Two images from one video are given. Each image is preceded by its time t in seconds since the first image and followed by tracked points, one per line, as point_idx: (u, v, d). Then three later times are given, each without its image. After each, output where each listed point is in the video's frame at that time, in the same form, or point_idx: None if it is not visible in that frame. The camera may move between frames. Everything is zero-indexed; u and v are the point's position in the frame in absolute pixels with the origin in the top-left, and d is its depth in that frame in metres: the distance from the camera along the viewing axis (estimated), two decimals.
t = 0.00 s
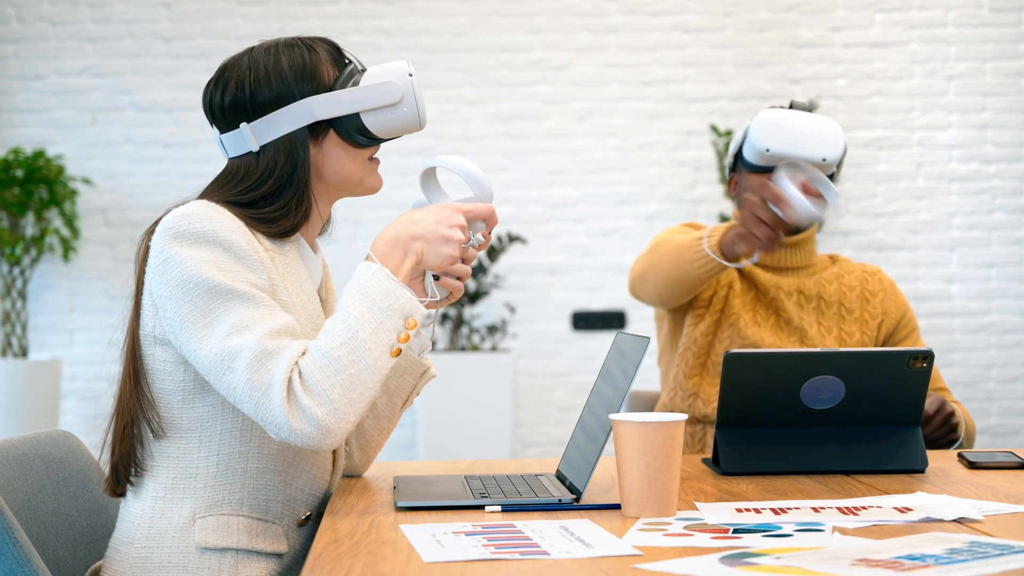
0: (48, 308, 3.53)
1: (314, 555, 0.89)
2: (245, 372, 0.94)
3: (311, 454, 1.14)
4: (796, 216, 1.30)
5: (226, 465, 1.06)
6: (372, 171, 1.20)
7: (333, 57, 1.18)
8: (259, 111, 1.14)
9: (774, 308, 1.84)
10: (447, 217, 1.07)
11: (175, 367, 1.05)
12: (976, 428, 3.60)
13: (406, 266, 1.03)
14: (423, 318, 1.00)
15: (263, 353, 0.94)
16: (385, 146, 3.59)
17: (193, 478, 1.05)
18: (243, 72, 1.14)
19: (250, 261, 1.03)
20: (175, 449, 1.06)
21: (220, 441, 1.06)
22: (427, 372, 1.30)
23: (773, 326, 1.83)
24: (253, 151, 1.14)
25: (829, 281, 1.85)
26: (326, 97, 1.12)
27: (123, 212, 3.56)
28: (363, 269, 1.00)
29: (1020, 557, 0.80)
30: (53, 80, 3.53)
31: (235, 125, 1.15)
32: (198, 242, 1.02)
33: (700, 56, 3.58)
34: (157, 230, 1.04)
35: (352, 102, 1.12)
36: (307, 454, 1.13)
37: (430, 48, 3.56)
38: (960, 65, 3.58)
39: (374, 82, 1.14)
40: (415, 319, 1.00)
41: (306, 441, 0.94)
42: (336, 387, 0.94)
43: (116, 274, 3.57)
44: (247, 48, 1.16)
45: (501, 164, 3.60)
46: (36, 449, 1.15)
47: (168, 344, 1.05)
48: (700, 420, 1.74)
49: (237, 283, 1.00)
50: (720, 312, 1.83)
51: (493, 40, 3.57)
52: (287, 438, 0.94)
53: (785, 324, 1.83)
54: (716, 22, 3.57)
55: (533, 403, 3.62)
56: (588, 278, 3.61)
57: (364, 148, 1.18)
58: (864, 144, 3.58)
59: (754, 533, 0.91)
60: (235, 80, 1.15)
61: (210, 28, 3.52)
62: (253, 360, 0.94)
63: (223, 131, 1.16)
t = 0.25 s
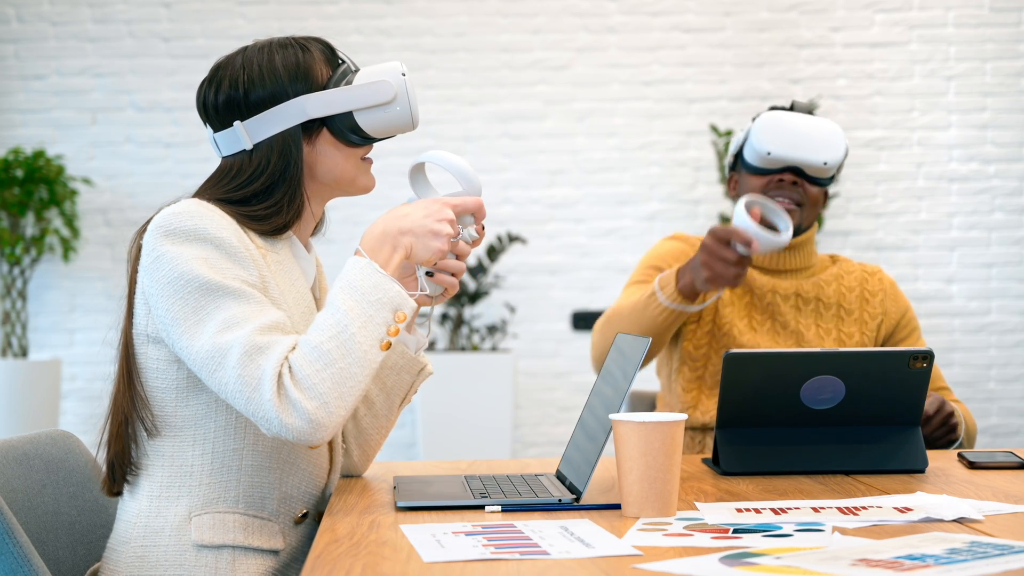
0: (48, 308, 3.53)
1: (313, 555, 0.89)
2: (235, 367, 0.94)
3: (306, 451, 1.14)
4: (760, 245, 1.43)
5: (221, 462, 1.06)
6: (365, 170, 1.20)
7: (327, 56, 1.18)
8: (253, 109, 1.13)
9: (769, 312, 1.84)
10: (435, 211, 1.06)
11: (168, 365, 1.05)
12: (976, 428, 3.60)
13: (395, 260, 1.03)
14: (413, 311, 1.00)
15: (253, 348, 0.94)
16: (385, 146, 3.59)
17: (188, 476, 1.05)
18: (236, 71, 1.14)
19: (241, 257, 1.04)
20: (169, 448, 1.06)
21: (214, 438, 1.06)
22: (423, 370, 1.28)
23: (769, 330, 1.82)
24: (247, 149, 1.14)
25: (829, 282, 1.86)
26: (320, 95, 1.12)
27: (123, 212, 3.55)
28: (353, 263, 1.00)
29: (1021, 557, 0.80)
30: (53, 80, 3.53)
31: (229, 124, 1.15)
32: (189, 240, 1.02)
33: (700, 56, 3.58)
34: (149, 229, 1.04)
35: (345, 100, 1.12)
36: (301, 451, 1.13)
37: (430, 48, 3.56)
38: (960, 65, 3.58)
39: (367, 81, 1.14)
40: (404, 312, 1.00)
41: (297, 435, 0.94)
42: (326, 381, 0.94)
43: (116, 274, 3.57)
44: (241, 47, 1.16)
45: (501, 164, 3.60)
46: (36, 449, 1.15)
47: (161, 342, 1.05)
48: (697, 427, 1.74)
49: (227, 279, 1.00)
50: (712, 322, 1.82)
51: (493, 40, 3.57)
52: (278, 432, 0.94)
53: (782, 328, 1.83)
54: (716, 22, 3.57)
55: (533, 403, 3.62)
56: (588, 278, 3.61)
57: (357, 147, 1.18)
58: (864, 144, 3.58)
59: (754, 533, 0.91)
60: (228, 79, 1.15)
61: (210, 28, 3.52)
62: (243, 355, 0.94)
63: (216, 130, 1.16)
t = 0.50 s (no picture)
0: (48, 308, 3.54)
1: (313, 555, 0.89)
2: (223, 363, 0.94)
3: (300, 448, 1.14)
4: (774, 298, 1.43)
5: (214, 460, 1.06)
6: (357, 170, 1.20)
7: (318, 56, 1.18)
8: (244, 108, 1.14)
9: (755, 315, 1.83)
10: (424, 209, 1.08)
11: (159, 364, 1.05)
12: (976, 428, 3.60)
13: (382, 257, 1.05)
14: (400, 307, 1.01)
15: (241, 345, 0.95)
16: (385, 145, 3.59)
17: (182, 474, 1.05)
18: (227, 71, 1.14)
19: (230, 255, 1.04)
20: (163, 447, 1.06)
21: (206, 436, 1.06)
22: (420, 367, 1.29)
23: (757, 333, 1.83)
24: (239, 147, 1.14)
25: (816, 280, 1.89)
26: (311, 94, 1.13)
27: (123, 212, 3.55)
28: (340, 260, 1.01)
29: (1020, 556, 0.80)
30: (53, 80, 3.53)
31: (221, 123, 1.15)
32: (178, 238, 1.02)
33: (700, 56, 3.58)
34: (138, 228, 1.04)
35: (337, 99, 1.13)
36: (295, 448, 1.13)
37: (431, 48, 3.56)
38: (960, 65, 3.58)
39: (358, 80, 1.15)
40: (391, 308, 1.00)
41: (285, 430, 0.95)
42: (312, 376, 0.94)
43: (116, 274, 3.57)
44: (232, 47, 1.16)
45: (501, 164, 3.60)
46: (36, 449, 1.15)
47: (152, 340, 1.05)
48: (694, 432, 1.76)
49: (215, 277, 1.00)
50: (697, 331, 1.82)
51: (493, 40, 3.57)
52: (265, 429, 0.95)
53: (769, 331, 1.83)
54: (716, 22, 3.57)
55: (533, 403, 3.62)
56: (588, 278, 3.61)
57: (348, 146, 1.18)
58: (864, 144, 3.58)
59: (754, 533, 0.91)
60: (220, 78, 1.15)
61: (210, 28, 3.53)
62: (230, 352, 0.94)
63: (208, 129, 1.16)
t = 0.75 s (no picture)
0: (48, 308, 3.53)
1: (313, 556, 0.89)
2: (213, 362, 0.94)
3: (297, 447, 1.14)
4: (768, 304, 1.51)
5: (209, 459, 1.06)
6: (350, 169, 1.20)
7: (311, 56, 1.18)
8: (237, 108, 1.14)
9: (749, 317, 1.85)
10: (414, 209, 1.09)
11: (153, 363, 1.05)
12: (976, 428, 3.60)
13: (373, 256, 1.04)
14: (390, 306, 1.00)
15: (230, 344, 0.95)
16: (385, 145, 3.59)
17: (178, 473, 1.05)
18: (221, 71, 1.15)
19: (222, 254, 1.04)
20: (158, 446, 1.06)
21: (201, 436, 1.06)
22: (417, 365, 1.30)
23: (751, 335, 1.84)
24: (232, 147, 1.14)
25: (808, 277, 1.91)
26: (304, 93, 1.13)
27: (123, 212, 3.55)
28: (329, 259, 1.01)
29: (1020, 556, 0.80)
30: (53, 80, 3.53)
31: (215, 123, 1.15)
32: (169, 237, 1.02)
33: (700, 56, 3.58)
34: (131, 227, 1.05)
35: (329, 98, 1.13)
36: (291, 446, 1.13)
37: (430, 48, 3.56)
38: (960, 65, 3.57)
39: (351, 80, 1.15)
40: (381, 307, 1.00)
41: (274, 428, 0.94)
42: (301, 375, 0.94)
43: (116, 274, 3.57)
44: (226, 47, 1.17)
45: (501, 164, 3.60)
46: (36, 449, 1.15)
47: (146, 340, 1.05)
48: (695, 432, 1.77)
49: (207, 276, 1.00)
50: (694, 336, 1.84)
51: (493, 40, 3.57)
52: (254, 427, 0.94)
53: (763, 332, 1.85)
54: (716, 22, 3.57)
55: (533, 403, 3.62)
56: (588, 278, 3.61)
57: (341, 146, 1.18)
58: (864, 144, 3.58)
59: (754, 533, 0.91)
60: (214, 78, 1.15)
61: (210, 28, 3.52)
62: (220, 350, 0.94)
63: (202, 129, 1.16)
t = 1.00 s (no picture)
0: (48, 308, 3.54)
1: (313, 555, 0.89)
2: (200, 367, 0.93)
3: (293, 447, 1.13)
4: (743, 307, 1.56)
5: (206, 459, 1.06)
6: (346, 171, 1.20)
7: (310, 57, 1.19)
8: (236, 105, 1.14)
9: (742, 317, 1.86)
10: (398, 210, 1.08)
11: (149, 362, 1.05)
12: (976, 428, 3.60)
13: (356, 258, 1.05)
14: (373, 307, 1.01)
15: (217, 346, 0.94)
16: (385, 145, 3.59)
17: (174, 473, 1.05)
18: (220, 69, 1.15)
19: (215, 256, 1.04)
20: (154, 446, 1.06)
21: (197, 436, 1.06)
22: (416, 365, 1.30)
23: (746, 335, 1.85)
24: (229, 144, 1.14)
25: (801, 274, 1.91)
26: (303, 93, 1.13)
27: (123, 212, 3.55)
28: (314, 261, 1.00)
29: (1020, 556, 0.80)
30: (53, 80, 3.53)
31: (213, 120, 1.15)
32: (162, 238, 1.02)
33: (700, 55, 3.58)
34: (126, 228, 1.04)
35: (328, 99, 1.13)
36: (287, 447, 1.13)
37: (430, 48, 3.56)
38: (960, 65, 3.58)
39: (351, 81, 1.15)
40: (364, 309, 1.00)
41: (260, 432, 0.94)
42: (285, 378, 0.94)
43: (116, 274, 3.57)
44: (226, 46, 1.17)
45: (501, 164, 3.60)
46: (36, 449, 1.15)
47: (141, 340, 1.05)
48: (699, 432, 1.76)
49: (196, 278, 1.00)
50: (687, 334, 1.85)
51: (493, 40, 3.57)
52: (239, 431, 0.94)
53: (757, 332, 1.85)
54: (716, 22, 3.57)
55: (533, 403, 3.62)
56: (588, 278, 3.61)
57: (338, 147, 1.18)
58: (864, 144, 3.59)
59: (754, 533, 0.91)
60: (213, 76, 1.15)
61: (210, 28, 3.52)
62: (206, 354, 0.93)
63: (200, 126, 1.16)
